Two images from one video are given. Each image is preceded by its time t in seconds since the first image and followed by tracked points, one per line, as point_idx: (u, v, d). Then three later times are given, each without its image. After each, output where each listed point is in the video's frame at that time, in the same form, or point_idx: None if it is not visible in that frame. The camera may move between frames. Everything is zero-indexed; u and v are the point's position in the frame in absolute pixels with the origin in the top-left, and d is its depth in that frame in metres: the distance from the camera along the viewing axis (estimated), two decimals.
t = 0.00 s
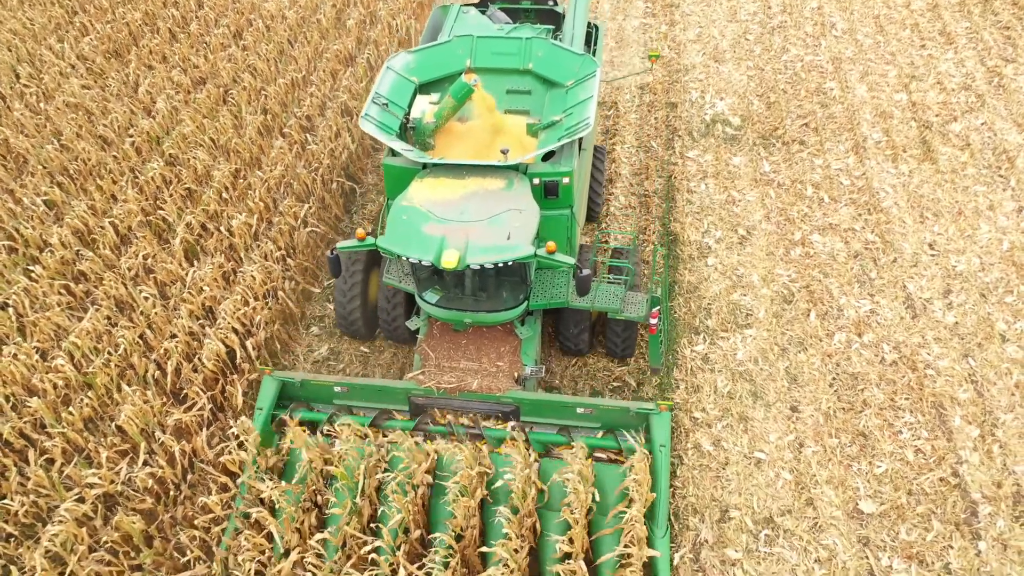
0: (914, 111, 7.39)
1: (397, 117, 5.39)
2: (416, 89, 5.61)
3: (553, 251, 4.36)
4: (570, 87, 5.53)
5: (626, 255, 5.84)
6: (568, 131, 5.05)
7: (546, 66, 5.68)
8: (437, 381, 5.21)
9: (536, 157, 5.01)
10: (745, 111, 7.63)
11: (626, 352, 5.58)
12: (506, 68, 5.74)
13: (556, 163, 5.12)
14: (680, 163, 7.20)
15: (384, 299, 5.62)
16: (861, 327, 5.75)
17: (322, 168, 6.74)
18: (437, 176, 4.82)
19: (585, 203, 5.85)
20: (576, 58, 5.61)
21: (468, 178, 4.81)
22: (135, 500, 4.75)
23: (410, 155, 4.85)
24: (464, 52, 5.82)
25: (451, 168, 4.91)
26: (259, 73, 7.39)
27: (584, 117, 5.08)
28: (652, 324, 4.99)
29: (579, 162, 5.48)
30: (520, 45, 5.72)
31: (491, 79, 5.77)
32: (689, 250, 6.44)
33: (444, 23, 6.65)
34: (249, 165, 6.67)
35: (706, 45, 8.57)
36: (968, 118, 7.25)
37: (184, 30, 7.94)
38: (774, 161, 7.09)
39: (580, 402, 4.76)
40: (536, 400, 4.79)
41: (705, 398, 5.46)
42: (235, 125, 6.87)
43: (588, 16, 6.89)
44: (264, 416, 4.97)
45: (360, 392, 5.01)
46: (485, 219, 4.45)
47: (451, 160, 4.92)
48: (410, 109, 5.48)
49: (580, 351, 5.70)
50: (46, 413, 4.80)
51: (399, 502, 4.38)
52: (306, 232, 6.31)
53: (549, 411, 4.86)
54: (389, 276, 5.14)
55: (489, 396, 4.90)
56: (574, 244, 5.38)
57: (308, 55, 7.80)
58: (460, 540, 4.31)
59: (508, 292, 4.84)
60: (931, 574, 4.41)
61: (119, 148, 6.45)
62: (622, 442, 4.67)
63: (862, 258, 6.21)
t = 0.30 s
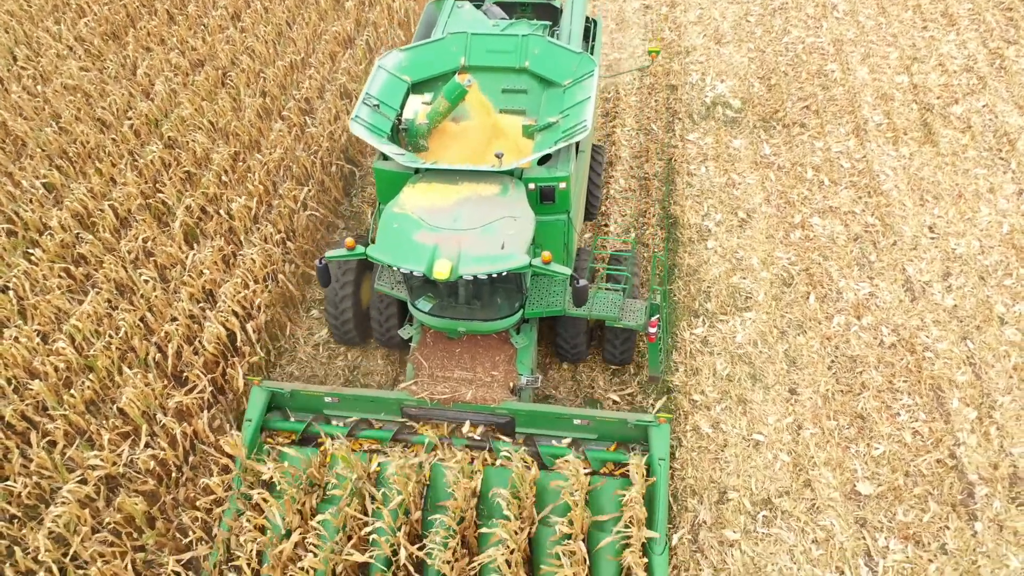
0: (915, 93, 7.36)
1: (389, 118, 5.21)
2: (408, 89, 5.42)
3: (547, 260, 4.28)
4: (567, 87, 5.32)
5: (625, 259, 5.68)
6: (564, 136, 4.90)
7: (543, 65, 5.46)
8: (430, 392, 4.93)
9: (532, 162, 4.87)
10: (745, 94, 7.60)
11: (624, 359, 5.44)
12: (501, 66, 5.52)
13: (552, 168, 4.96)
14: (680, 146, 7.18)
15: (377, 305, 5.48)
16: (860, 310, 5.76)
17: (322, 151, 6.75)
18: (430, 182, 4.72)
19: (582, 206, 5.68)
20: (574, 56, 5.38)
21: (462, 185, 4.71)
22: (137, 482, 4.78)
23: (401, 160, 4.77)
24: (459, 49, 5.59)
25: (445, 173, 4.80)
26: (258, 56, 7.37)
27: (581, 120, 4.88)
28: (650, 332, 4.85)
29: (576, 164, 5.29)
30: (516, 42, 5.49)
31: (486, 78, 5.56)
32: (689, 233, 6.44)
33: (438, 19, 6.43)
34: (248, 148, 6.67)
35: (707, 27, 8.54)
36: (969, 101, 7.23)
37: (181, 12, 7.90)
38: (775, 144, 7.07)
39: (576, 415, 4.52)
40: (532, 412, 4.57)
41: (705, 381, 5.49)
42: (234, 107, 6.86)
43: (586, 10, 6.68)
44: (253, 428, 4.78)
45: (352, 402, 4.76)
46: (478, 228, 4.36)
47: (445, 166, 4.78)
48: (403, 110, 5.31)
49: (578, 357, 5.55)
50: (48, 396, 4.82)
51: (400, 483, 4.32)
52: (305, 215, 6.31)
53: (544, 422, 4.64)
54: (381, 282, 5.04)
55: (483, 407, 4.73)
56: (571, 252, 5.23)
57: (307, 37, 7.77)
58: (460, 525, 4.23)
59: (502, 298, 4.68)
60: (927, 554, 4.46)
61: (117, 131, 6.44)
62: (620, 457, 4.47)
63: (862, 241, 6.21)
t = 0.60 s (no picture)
0: (917, 75, 7.33)
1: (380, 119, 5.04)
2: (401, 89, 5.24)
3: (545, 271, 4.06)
4: (564, 87, 5.14)
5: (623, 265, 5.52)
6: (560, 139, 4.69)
7: (539, 64, 5.28)
8: (423, 404, 4.72)
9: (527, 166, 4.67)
10: (746, 76, 7.56)
11: (623, 366, 5.30)
12: (496, 65, 5.36)
13: (549, 172, 4.73)
14: (680, 129, 7.16)
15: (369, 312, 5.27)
16: (859, 293, 5.77)
17: (321, 133, 6.74)
18: (422, 188, 4.48)
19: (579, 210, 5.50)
20: (571, 55, 5.20)
21: (455, 189, 4.47)
22: (139, 463, 4.79)
23: (391, 165, 4.53)
24: (453, 48, 5.42)
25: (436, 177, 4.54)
26: (256, 38, 7.35)
27: (578, 123, 4.69)
28: (650, 342, 4.70)
29: (573, 169, 5.08)
30: (512, 40, 5.32)
31: (480, 77, 5.40)
32: (690, 216, 6.43)
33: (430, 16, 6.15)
34: (247, 131, 6.66)
35: (708, 9, 8.49)
36: (971, 83, 7.20)
37: None
38: (775, 127, 7.04)
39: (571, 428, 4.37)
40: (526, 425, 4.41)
41: (704, 363, 5.50)
42: (233, 89, 6.84)
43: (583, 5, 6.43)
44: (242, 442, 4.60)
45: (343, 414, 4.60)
46: (472, 237, 4.14)
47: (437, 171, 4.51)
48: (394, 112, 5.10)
49: (574, 366, 5.39)
50: (49, 378, 4.82)
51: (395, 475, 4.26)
52: (305, 197, 6.32)
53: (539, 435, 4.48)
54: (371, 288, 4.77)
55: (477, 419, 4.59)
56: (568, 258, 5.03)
57: (306, 19, 7.75)
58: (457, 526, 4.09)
59: (496, 306, 4.44)
60: (925, 535, 4.49)
61: (116, 113, 6.42)
62: (618, 470, 4.32)
63: (862, 224, 6.20)
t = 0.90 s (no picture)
0: (920, 55, 7.30)
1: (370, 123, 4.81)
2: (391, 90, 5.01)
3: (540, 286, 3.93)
4: (561, 89, 4.95)
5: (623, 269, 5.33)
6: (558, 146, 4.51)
7: (536, 64, 5.07)
8: (416, 419, 4.56)
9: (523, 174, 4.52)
10: (748, 55, 7.52)
11: (622, 375, 5.12)
12: (491, 65, 5.15)
13: (545, 180, 4.57)
14: (682, 108, 7.13)
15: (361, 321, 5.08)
16: (860, 273, 5.77)
17: (321, 113, 6.72)
18: (413, 197, 4.33)
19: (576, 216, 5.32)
20: (569, 55, 5.01)
21: (448, 200, 4.32)
22: (142, 443, 4.80)
23: (381, 173, 4.34)
24: (446, 47, 5.19)
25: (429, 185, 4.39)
26: (255, 17, 7.33)
27: (576, 128, 4.51)
28: (650, 355, 4.52)
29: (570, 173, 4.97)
30: (508, 39, 5.11)
31: (475, 78, 5.21)
32: (691, 196, 6.42)
33: (425, 10, 6.04)
34: (247, 110, 6.64)
35: None
36: (974, 62, 7.16)
37: None
38: (777, 106, 7.01)
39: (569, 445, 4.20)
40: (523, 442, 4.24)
41: (705, 343, 5.51)
42: (232, 69, 6.81)
43: None
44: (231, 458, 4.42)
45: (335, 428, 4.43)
46: (464, 251, 4.00)
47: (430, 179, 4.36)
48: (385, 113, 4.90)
49: (572, 374, 5.24)
50: (52, 357, 4.82)
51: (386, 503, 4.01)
52: (305, 177, 6.32)
53: (536, 451, 4.32)
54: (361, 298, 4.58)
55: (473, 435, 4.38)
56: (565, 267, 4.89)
57: None
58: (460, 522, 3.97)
59: (491, 316, 4.27)
60: (923, 513, 4.52)
61: (114, 93, 6.39)
62: (617, 489, 4.15)
63: (863, 204, 6.19)
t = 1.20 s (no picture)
0: (922, 36, 7.26)
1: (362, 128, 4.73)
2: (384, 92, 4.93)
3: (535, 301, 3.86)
4: (557, 91, 4.89)
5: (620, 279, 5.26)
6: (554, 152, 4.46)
7: (532, 65, 5.01)
8: (409, 434, 4.38)
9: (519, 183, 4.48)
10: (750, 37, 7.48)
11: (621, 387, 4.99)
12: (486, 66, 5.08)
13: (541, 188, 4.54)
14: (683, 91, 7.10)
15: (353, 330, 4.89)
16: (860, 256, 5.78)
17: (321, 95, 6.70)
18: (406, 209, 4.26)
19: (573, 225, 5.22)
20: (565, 56, 4.93)
21: (441, 212, 4.25)
22: (145, 425, 4.82)
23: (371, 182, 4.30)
24: (439, 48, 5.11)
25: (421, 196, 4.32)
26: None
27: (573, 134, 4.46)
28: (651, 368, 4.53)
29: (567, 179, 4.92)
30: (503, 41, 5.05)
31: (469, 79, 5.13)
32: (692, 178, 6.42)
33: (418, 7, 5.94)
34: (247, 93, 6.62)
35: None
36: (977, 44, 7.13)
37: None
38: (779, 88, 6.99)
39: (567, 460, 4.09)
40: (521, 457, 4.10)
41: (705, 325, 5.52)
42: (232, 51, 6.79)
43: None
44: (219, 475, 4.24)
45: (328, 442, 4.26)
46: (458, 266, 3.93)
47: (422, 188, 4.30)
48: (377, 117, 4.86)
49: (567, 385, 5.06)
50: (54, 339, 4.83)
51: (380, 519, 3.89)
52: (306, 159, 6.30)
53: (532, 467, 4.19)
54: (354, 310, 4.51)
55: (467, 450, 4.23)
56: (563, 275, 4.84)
57: None
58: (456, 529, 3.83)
59: (486, 327, 4.21)
60: (921, 494, 4.55)
61: (113, 75, 6.37)
62: (615, 505, 4.03)
63: (864, 187, 6.19)
